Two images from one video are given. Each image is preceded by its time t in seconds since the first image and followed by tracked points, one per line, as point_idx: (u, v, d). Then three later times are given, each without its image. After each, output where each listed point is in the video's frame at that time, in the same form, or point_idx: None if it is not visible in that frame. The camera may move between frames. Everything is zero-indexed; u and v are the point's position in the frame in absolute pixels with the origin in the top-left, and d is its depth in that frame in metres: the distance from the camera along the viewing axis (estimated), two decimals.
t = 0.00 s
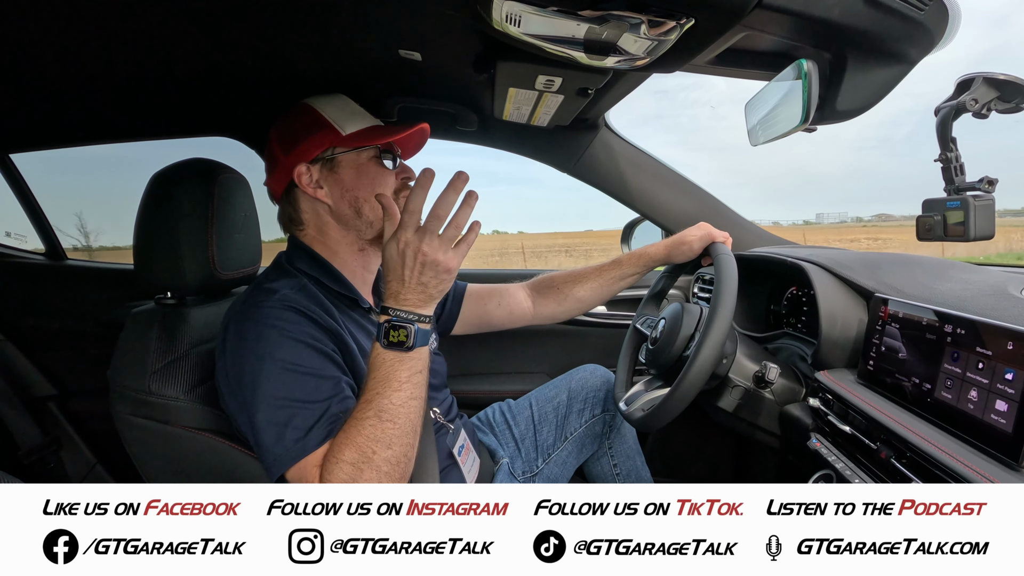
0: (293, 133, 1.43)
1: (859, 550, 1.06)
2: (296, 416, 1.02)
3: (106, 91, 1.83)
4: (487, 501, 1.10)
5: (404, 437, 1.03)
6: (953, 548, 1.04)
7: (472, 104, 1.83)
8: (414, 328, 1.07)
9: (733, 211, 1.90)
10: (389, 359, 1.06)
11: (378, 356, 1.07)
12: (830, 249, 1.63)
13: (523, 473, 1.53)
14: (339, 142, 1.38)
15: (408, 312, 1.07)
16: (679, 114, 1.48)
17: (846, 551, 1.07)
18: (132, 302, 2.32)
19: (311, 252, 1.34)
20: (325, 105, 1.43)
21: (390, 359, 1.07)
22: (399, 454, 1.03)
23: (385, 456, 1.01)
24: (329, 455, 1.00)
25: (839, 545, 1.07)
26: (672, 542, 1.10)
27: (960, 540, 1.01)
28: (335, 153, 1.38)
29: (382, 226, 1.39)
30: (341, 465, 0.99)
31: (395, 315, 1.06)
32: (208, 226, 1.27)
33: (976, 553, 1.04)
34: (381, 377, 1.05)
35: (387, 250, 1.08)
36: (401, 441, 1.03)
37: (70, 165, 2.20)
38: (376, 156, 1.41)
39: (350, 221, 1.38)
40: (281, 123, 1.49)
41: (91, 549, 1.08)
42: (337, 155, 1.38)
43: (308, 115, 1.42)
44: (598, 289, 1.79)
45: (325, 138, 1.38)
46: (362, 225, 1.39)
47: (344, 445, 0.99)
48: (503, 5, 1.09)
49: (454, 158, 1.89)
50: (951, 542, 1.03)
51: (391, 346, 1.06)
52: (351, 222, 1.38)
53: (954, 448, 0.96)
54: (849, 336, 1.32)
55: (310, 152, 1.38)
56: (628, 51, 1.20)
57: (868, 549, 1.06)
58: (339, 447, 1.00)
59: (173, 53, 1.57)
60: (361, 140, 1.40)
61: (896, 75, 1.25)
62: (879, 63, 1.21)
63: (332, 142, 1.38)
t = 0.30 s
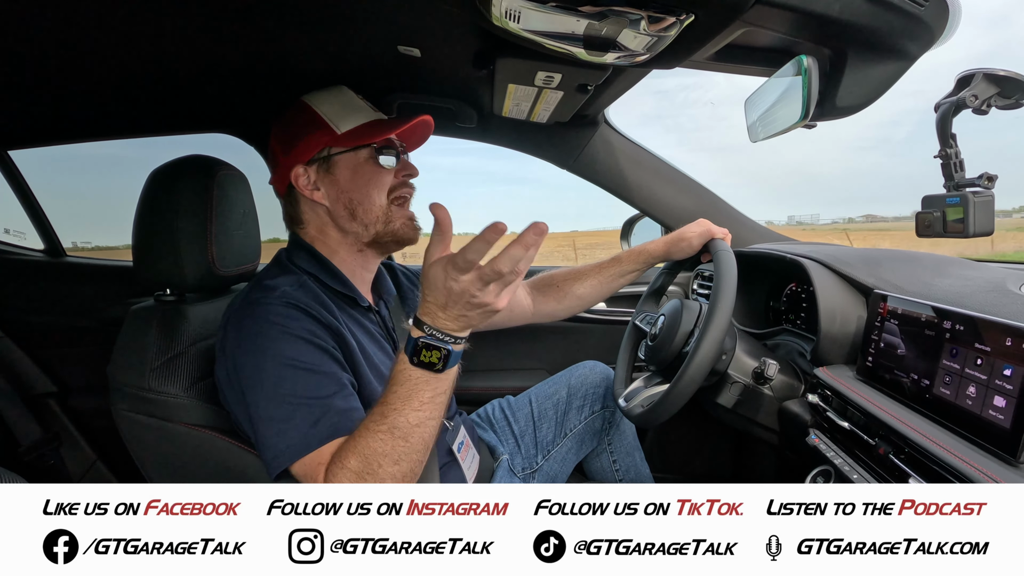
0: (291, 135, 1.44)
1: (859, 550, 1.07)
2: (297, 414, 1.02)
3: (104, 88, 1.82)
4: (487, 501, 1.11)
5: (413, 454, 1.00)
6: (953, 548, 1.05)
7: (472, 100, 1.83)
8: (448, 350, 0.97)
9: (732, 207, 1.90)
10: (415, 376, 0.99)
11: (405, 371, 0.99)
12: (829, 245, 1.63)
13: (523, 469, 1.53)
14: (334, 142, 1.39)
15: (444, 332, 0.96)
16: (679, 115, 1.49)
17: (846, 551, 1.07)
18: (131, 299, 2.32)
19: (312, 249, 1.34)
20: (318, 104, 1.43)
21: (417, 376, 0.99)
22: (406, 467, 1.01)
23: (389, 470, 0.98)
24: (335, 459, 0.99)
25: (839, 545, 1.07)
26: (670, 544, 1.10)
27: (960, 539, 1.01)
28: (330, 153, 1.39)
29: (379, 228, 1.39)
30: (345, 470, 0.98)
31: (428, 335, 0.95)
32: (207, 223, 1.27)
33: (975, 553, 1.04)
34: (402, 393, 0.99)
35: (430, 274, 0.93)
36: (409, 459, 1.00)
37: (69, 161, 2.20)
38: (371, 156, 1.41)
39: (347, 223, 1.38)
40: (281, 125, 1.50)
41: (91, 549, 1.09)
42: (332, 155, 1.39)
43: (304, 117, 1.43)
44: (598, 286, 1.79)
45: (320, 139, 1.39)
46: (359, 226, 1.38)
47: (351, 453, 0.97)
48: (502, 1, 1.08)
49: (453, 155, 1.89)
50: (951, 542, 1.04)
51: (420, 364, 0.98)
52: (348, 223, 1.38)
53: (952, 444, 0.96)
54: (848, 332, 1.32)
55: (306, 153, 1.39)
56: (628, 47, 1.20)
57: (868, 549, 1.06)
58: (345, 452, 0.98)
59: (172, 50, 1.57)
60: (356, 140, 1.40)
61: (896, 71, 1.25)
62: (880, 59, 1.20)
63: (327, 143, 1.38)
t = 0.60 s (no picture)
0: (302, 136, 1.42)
1: (859, 550, 1.06)
2: (298, 415, 1.02)
3: (104, 90, 1.82)
4: (487, 501, 1.11)
5: (402, 446, 1.03)
6: (953, 548, 1.05)
7: (472, 101, 1.83)
8: (413, 335, 1.05)
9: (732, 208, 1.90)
10: (392, 365, 1.06)
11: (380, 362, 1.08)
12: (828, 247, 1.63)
13: (522, 471, 1.53)
14: (323, 153, 1.33)
15: (412, 319, 1.07)
16: (680, 115, 1.49)
17: (846, 551, 1.07)
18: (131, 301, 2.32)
19: (313, 254, 1.33)
20: (328, 108, 1.38)
21: (392, 366, 1.06)
22: (399, 462, 1.03)
23: (382, 465, 1.00)
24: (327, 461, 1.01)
25: (839, 545, 1.07)
26: (670, 544, 1.10)
27: (960, 540, 1.01)
28: (320, 162, 1.34)
29: (349, 248, 1.33)
30: (339, 469, 0.99)
31: (398, 321, 1.06)
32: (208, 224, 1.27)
33: (976, 553, 1.04)
34: (383, 383, 1.05)
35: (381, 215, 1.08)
36: (399, 451, 1.02)
37: (69, 164, 2.20)
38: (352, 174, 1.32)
39: (323, 237, 1.36)
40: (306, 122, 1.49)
41: (91, 549, 1.09)
42: (320, 165, 1.34)
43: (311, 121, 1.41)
44: (597, 287, 1.79)
45: (314, 147, 1.35)
46: (334, 243, 1.34)
47: (343, 451, 1.00)
48: (502, 3, 1.08)
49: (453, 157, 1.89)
50: (951, 542, 1.04)
51: (392, 352, 1.06)
52: (325, 237, 1.35)
53: (952, 446, 0.96)
54: (848, 333, 1.32)
55: (304, 157, 1.38)
56: (628, 49, 1.20)
57: (868, 549, 1.06)
58: (337, 451, 1.01)
59: (172, 52, 1.57)
60: (341, 155, 1.32)
61: (895, 73, 1.25)
62: (879, 60, 1.20)
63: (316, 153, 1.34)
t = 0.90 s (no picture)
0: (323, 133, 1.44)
1: (859, 550, 1.06)
2: (305, 411, 1.02)
3: (103, 90, 1.82)
4: (487, 501, 1.11)
5: (422, 436, 1.07)
6: (952, 548, 1.05)
7: (472, 102, 1.83)
8: (444, 332, 1.17)
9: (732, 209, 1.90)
10: (417, 359, 1.14)
11: (408, 357, 1.15)
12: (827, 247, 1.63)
13: (522, 471, 1.53)
14: (348, 152, 1.36)
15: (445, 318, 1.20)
16: (680, 114, 1.50)
17: (846, 551, 1.07)
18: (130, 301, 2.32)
19: (317, 250, 1.33)
20: (358, 109, 1.42)
21: (417, 360, 1.14)
22: (413, 455, 1.05)
23: (403, 453, 1.03)
24: (342, 447, 1.01)
25: (839, 545, 1.07)
26: (669, 544, 1.10)
27: (960, 540, 1.01)
28: (342, 161, 1.37)
29: (359, 246, 1.35)
30: (359, 456, 0.99)
31: (430, 316, 1.18)
32: (206, 224, 1.27)
33: (975, 553, 1.04)
34: (407, 374, 1.12)
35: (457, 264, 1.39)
36: (419, 441, 1.06)
37: (69, 164, 2.20)
38: (373, 177, 1.36)
39: (331, 233, 1.36)
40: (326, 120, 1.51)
41: (91, 549, 1.09)
42: (342, 164, 1.37)
43: (336, 118, 1.43)
44: (597, 288, 1.79)
45: (338, 144, 1.38)
46: (342, 239, 1.35)
47: (366, 438, 1.01)
48: (502, 3, 1.08)
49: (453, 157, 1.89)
50: (951, 542, 1.04)
51: (420, 347, 1.16)
52: (335, 234, 1.36)
53: (952, 446, 0.96)
54: (847, 333, 1.32)
55: (325, 152, 1.39)
56: (627, 49, 1.20)
57: (868, 549, 1.06)
58: (358, 439, 1.01)
59: (171, 52, 1.57)
60: (365, 156, 1.36)
61: (894, 73, 1.25)
62: (878, 60, 1.21)
63: (341, 151, 1.36)
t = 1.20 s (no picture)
0: (334, 138, 1.42)
1: (859, 550, 1.07)
2: (320, 408, 1.01)
3: (104, 94, 1.83)
4: (487, 501, 1.10)
5: (445, 445, 1.12)
6: (953, 548, 1.04)
7: (472, 106, 1.84)
8: (479, 354, 1.25)
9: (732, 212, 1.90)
10: (451, 372, 1.21)
11: (442, 370, 1.22)
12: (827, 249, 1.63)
13: (521, 474, 1.54)
14: (375, 157, 1.37)
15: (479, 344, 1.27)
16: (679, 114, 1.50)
17: (846, 551, 1.07)
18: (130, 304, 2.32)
19: (320, 251, 1.32)
20: (377, 114, 1.42)
21: (450, 373, 1.21)
22: (435, 460, 1.10)
23: (429, 456, 1.08)
24: (373, 440, 1.03)
25: (839, 545, 1.07)
26: (669, 545, 1.10)
27: (960, 540, 1.01)
28: (367, 166, 1.37)
29: (394, 248, 1.37)
30: (391, 452, 1.03)
31: (469, 337, 1.27)
32: (207, 229, 1.27)
33: (975, 553, 1.04)
34: (440, 384, 1.18)
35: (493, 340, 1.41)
36: (443, 448, 1.12)
37: (69, 166, 2.20)
38: (406, 181, 1.40)
39: (362, 236, 1.36)
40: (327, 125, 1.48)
41: (91, 549, 1.09)
42: (370, 168, 1.37)
43: (353, 122, 1.41)
44: (598, 291, 1.79)
45: (365, 149, 1.37)
46: (373, 242, 1.36)
47: (399, 436, 1.05)
48: (501, 8, 1.09)
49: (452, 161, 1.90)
50: (951, 542, 1.03)
51: (457, 361, 1.23)
52: (365, 237, 1.36)
53: (952, 448, 0.96)
54: (847, 336, 1.32)
55: (347, 156, 1.37)
56: (626, 53, 1.20)
57: (868, 549, 1.06)
58: (390, 436, 1.05)
59: (172, 56, 1.58)
60: (395, 160, 1.39)
61: (893, 76, 1.25)
62: (877, 63, 1.21)
63: (368, 155, 1.36)
